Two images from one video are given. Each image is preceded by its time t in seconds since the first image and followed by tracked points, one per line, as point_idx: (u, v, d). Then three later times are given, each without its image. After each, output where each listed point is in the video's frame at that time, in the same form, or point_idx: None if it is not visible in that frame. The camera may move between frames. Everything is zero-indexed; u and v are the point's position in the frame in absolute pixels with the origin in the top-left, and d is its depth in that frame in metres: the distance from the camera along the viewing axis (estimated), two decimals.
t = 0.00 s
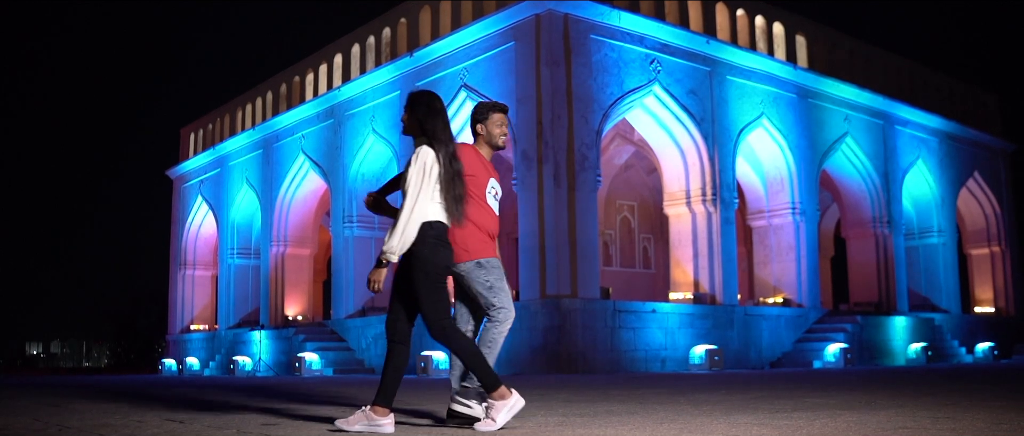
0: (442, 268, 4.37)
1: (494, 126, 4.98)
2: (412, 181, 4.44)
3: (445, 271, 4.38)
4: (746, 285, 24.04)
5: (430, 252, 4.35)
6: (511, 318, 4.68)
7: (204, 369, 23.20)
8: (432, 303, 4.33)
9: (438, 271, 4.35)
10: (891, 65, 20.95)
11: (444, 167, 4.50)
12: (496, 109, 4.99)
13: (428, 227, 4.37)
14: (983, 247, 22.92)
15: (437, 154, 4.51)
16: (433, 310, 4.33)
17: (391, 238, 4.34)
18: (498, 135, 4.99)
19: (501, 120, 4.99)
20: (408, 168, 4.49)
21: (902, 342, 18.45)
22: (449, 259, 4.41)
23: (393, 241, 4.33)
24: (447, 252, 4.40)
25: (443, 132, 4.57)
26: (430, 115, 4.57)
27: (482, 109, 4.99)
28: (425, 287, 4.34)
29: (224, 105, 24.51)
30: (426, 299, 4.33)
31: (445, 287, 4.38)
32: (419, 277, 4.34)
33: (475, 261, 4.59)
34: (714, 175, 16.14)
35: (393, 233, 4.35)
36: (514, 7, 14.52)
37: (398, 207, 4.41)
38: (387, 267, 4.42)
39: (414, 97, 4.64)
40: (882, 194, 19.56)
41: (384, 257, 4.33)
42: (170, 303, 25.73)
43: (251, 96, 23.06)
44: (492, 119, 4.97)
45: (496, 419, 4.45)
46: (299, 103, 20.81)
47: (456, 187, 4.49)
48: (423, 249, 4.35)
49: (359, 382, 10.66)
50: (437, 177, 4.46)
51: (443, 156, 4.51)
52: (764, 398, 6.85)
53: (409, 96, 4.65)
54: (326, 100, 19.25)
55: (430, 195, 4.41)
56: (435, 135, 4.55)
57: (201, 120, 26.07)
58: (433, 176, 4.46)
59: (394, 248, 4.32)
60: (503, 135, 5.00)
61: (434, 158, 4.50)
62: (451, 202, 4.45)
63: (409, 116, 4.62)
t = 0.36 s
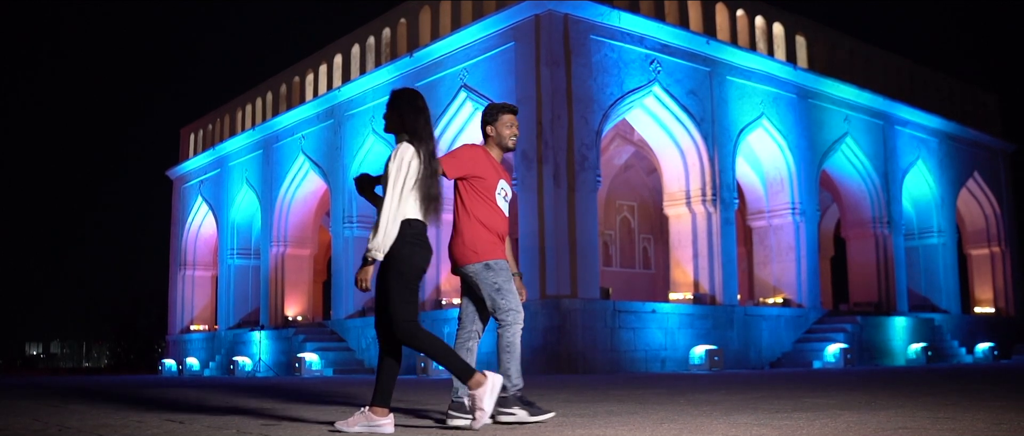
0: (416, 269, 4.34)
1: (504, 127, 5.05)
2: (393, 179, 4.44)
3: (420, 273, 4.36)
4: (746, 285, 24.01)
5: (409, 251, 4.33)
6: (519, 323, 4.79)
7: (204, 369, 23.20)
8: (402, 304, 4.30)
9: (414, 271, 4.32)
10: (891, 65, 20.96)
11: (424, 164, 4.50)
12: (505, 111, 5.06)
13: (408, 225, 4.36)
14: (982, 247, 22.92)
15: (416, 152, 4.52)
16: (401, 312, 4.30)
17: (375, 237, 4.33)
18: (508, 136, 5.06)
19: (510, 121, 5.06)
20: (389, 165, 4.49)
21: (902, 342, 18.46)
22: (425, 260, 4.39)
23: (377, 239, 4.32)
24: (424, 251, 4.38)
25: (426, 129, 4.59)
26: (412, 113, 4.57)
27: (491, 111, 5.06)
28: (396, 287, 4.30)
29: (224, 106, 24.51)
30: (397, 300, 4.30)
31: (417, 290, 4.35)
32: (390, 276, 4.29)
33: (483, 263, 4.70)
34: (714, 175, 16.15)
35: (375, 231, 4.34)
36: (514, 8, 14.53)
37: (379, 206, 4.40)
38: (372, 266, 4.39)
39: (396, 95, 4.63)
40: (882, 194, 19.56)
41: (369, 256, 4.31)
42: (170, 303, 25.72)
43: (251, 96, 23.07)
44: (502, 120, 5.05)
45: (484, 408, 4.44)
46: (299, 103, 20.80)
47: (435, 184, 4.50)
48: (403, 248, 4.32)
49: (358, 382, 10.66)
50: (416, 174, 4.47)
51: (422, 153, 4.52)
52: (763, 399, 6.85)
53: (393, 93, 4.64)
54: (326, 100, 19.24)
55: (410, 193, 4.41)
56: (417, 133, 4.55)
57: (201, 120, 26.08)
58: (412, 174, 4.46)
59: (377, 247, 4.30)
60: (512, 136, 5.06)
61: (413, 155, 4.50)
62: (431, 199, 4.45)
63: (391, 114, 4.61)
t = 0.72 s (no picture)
0: (398, 270, 4.34)
1: (513, 127, 5.15)
2: (377, 177, 4.46)
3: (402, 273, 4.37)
4: (746, 285, 23.99)
5: (393, 251, 4.33)
6: (528, 324, 4.92)
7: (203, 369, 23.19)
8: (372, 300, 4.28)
9: (396, 272, 4.33)
10: (891, 65, 20.97)
11: (406, 162, 4.50)
12: (515, 112, 5.18)
13: (391, 224, 4.36)
14: (981, 247, 22.93)
15: (399, 150, 4.53)
16: (374, 310, 4.28)
17: (358, 236, 4.33)
18: (518, 137, 5.16)
19: (520, 122, 5.17)
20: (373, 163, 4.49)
21: (901, 342, 18.46)
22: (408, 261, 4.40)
23: (363, 237, 4.31)
24: (407, 251, 4.39)
25: (410, 127, 4.58)
26: (398, 110, 4.55)
27: (501, 113, 5.19)
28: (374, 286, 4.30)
29: (223, 105, 24.51)
30: (371, 297, 4.28)
31: (397, 291, 4.35)
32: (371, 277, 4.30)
33: (492, 264, 4.86)
34: (713, 175, 16.14)
35: (360, 230, 4.34)
36: (513, 7, 14.52)
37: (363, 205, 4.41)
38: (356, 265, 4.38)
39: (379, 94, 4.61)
40: (881, 193, 19.56)
41: (352, 255, 4.31)
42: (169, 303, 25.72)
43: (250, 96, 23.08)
44: (512, 121, 5.16)
45: (449, 400, 4.44)
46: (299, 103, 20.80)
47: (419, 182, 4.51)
48: (386, 247, 4.33)
49: (358, 382, 10.65)
50: (400, 171, 4.48)
51: (407, 151, 4.54)
52: (763, 399, 6.84)
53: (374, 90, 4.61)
54: (326, 100, 19.22)
55: (394, 191, 4.42)
56: (401, 130, 4.54)
57: (200, 120, 26.07)
58: (396, 172, 4.47)
59: (361, 245, 4.30)
60: (522, 137, 5.16)
61: (398, 153, 4.52)
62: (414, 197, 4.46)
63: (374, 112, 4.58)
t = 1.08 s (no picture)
0: (379, 270, 4.36)
1: (523, 128, 5.15)
2: (361, 175, 4.44)
3: (384, 273, 4.40)
4: (745, 285, 23.99)
5: (374, 253, 4.34)
6: (539, 326, 4.96)
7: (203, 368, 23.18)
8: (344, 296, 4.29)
9: (376, 273, 4.34)
10: (890, 65, 20.98)
11: (393, 160, 4.50)
12: (525, 112, 5.18)
13: (377, 223, 4.37)
14: (981, 247, 22.94)
15: (386, 148, 4.53)
16: (348, 305, 4.28)
17: (342, 236, 4.33)
18: (527, 137, 5.16)
19: (530, 122, 5.17)
20: (358, 160, 4.48)
21: (900, 341, 18.45)
22: (390, 261, 4.43)
23: (348, 236, 4.31)
24: (390, 251, 4.41)
25: (395, 126, 4.59)
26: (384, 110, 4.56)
27: (511, 113, 5.18)
28: (353, 288, 4.31)
29: (223, 105, 24.51)
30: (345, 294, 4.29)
31: (372, 287, 4.35)
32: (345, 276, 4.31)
33: (503, 266, 4.89)
34: (713, 174, 16.14)
35: (345, 228, 4.34)
36: (513, 7, 14.53)
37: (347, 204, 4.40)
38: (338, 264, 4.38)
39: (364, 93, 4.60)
40: (881, 193, 19.57)
41: (336, 254, 4.31)
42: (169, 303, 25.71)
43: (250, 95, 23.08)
44: (521, 122, 5.16)
45: (395, 409, 4.27)
46: (299, 102, 20.78)
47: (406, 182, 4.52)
48: (369, 248, 4.33)
49: (357, 382, 10.63)
50: (387, 171, 4.47)
51: (394, 150, 4.54)
52: (763, 398, 6.83)
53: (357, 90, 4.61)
54: (326, 99, 19.22)
55: (379, 190, 4.41)
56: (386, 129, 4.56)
57: (200, 119, 26.07)
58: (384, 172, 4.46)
59: (346, 244, 4.30)
60: (532, 137, 5.16)
61: (384, 152, 4.51)
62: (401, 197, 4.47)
63: (359, 112, 4.58)
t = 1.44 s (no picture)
0: (362, 273, 4.34)
1: (532, 128, 5.14)
2: (346, 176, 4.42)
3: (368, 274, 4.38)
4: (746, 285, 23.97)
5: (360, 255, 4.33)
6: (547, 330, 4.97)
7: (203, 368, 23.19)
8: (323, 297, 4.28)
9: (359, 276, 4.33)
10: (890, 65, 20.98)
11: (379, 160, 4.48)
12: (534, 112, 5.16)
13: (364, 223, 4.36)
14: (981, 247, 22.96)
15: (372, 148, 4.50)
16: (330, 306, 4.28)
17: (329, 236, 4.33)
18: (537, 137, 5.15)
19: (539, 122, 5.16)
20: (343, 160, 4.45)
21: (900, 341, 18.45)
22: (376, 261, 4.40)
23: (335, 237, 4.31)
24: (376, 250, 4.40)
25: (382, 125, 4.56)
26: (370, 109, 4.52)
27: (520, 113, 5.17)
28: (336, 291, 4.29)
29: (223, 105, 24.51)
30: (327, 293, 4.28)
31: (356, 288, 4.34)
32: (328, 279, 4.28)
33: (515, 268, 4.91)
34: (713, 174, 16.14)
35: (332, 229, 4.34)
36: (513, 8, 14.53)
37: (333, 204, 4.39)
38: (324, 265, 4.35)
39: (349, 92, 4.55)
40: (880, 193, 19.57)
41: (321, 255, 4.30)
42: (169, 303, 25.71)
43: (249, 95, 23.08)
44: (530, 121, 5.15)
45: (336, 418, 4.31)
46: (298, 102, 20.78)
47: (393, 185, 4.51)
48: (355, 250, 4.32)
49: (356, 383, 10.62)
50: (375, 173, 4.45)
51: (381, 151, 4.51)
52: (763, 399, 6.83)
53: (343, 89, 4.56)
54: (326, 99, 19.21)
55: (366, 190, 4.40)
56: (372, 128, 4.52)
57: (200, 119, 26.07)
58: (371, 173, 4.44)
59: (332, 245, 4.30)
60: (541, 137, 5.15)
61: (372, 152, 4.49)
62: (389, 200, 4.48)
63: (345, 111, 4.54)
